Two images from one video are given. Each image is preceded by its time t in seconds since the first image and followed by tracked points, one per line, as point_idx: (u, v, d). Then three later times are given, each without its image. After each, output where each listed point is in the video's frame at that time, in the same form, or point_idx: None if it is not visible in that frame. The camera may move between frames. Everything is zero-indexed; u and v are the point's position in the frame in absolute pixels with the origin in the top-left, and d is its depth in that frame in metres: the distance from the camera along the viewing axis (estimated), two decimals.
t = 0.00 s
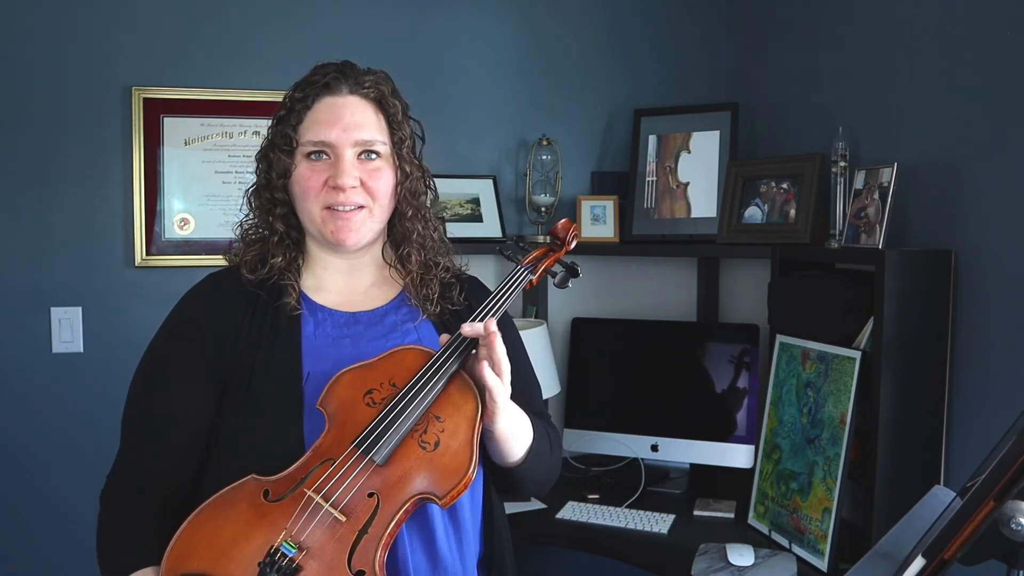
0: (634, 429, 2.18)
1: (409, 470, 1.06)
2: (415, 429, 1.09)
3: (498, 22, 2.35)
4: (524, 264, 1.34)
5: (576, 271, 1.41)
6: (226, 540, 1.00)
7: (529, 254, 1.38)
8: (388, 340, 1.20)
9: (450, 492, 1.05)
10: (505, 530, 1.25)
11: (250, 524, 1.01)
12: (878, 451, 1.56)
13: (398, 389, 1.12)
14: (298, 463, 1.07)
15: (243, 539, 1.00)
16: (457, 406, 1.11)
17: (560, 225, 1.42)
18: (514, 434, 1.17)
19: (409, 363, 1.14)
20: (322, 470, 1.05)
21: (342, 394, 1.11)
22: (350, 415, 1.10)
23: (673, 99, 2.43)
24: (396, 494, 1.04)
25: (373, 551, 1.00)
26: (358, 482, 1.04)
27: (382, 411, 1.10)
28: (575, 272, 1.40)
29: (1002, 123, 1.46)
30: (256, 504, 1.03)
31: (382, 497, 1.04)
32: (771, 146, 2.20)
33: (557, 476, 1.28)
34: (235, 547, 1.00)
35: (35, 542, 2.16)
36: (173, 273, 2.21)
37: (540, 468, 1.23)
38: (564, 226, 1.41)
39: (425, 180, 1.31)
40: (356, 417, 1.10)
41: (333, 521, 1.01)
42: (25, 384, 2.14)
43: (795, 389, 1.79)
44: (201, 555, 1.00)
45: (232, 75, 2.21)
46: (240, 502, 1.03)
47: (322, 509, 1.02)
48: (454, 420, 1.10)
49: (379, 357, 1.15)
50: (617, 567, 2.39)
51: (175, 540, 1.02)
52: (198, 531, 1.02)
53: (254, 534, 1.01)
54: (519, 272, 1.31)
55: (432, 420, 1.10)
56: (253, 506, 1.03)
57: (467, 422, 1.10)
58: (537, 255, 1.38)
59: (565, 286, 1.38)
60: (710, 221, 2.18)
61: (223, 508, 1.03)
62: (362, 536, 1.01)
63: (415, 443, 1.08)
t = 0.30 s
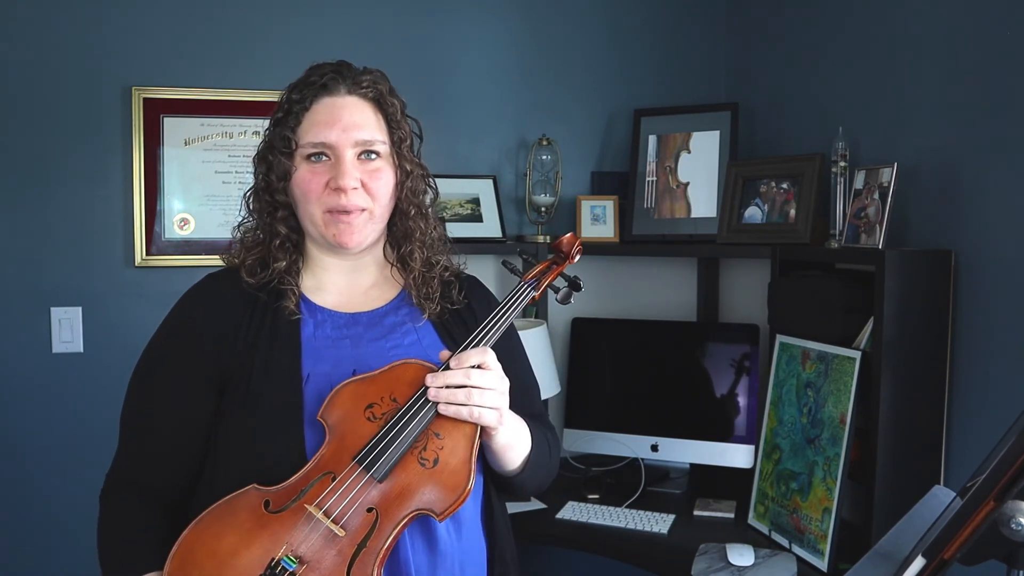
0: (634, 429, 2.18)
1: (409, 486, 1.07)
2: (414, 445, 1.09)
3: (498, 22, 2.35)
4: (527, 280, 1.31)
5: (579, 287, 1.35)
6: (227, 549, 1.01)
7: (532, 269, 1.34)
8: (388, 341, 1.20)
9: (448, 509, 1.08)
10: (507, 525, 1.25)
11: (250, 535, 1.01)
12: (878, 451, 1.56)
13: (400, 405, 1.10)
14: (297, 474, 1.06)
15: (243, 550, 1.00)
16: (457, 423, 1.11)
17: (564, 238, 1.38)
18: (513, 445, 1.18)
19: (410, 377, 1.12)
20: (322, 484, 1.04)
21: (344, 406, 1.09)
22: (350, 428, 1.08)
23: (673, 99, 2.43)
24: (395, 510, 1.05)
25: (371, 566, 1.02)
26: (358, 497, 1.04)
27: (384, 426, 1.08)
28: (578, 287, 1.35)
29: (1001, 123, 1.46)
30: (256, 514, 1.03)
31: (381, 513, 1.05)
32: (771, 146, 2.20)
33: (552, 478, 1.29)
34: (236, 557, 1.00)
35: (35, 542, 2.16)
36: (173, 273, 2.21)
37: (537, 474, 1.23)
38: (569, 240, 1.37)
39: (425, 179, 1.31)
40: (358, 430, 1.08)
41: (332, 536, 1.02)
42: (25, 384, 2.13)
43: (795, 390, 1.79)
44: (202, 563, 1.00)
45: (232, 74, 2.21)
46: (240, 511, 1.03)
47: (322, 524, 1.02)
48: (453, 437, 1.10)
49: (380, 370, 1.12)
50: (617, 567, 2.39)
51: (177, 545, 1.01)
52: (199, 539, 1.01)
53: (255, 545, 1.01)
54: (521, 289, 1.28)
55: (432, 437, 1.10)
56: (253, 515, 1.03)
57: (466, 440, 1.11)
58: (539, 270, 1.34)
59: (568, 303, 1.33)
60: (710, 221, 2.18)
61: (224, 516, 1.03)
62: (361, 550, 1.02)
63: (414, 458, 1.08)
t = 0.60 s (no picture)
0: (633, 429, 2.18)
1: (407, 485, 1.07)
2: (413, 444, 1.09)
3: (498, 22, 2.35)
4: (527, 280, 1.31)
5: (581, 286, 1.35)
6: (226, 548, 1.01)
7: (533, 268, 1.34)
8: (388, 342, 1.19)
9: (446, 509, 1.07)
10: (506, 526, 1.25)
11: (250, 533, 1.01)
12: (878, 451, 1.55)
13: (399, 405, 1.10)
14: (296, 472, 1.06)
15: (242, 548, 1.01)
16: (455, 423, 1.11)
17: (565, 237, 1.37)
18: (513, 445, 1.18)
19: (409, 377, 1.12)
20: (320, 483, 1.04)
21: (343, 405, 1.09)
22: (349, 427, 1.08)
23: (672, 99, 2.43)
24: (393, 509, 1.05)
25: (369, 566, 1.01)
26: (356, 497, 1.04)
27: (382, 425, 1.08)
28: (581, 286, 1.35)
29: (1002, 123, 1.45)
30: (255, 513, 1.03)
31: (379, 512, 1.04)
32: (771, 147, 2.20)
33: (553, 480, 1.29)
34: (235, 556, 1.00)
35: (35, 542, 2.16)
36: (173, 273, 2.21)
37: (537, 475, 1.23)
38: (570, 239, 1.37)
39: (425, 179, 1.31)
40: (356, 430, 1.08)
41: (330, 534, 1.02)
42: (24, 384, 2.13)
43: (795, 390, 1.79)
44: (202, 561, 1.01)
45: (231, 74, 2.21)
46: (240, 509, 1.03)
47: (320, 523, 1.02)
48: (452, 437, 1.10)
49: (379, 370, 1.12)
50: (617, 567, 2.39)
51: (177, 542, 1.02)
52: (199, 537, 1.02)
53: (254, 544, 1.01)
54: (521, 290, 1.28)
55: (431, 437, 1.09)
56: (253, 514, 1.03)
57: (465, 439, 1.10)
58: (540, 268, 1.34)
59: (570, 302, 1.33)
60: (710, 221, 2.18)
61: (224, 514, 1.03)
62: (358, 549, 1.02)
63: (413, 458, 1.08)
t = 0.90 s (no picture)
0: (633, 430, 2.18)
1: (401, 485, 1.06)
2: (407, 443, 1.08)
3: (498, 22, 2.35)
4: (522, 275, 1.30)
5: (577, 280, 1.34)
6: (221, 548, 1.01)
7: (528, 263, 1.33)
8: (383, 342, 1.19)
9: (440, 509, 1.06)
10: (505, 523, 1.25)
11: (244, 534, 1.02)
12: (878, 451, 1.55)
13: (392, 404, 1.09)
14: (291, 472, 1.06)
15: (237, 549, 1.01)
16: (449, 421, 1.10)
17: (561, 233, 1.37)
18: (510, 443, 1.17)
19: (403, 375, 1.11)
20: (314, 483, 1.04)
21: (337, 404, 1.09)
22: (343, 427, 1.08)
23: (673, 99, 2.43)
24: (387, 508, 1.05)
25: (363, 565, 1.01)
26: (349, 496, 1.04)
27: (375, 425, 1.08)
28: (576, 281, 1.34)
29: (1002, 124, 1.45)
30: (250, 513, 1.03)
31: (372, 512, 1.04)
32: (771, 147, 2.20)
33: (552, 479, 1.28)
34: (230, 556, 1.01)
35: (35, 542, 2.16)
36: (173, 273, 2.21)
37: (534, 476, 1.23)
38: (566, 235, 1.36)
39: (421, 178, 1.31)
40: (349, 429, 1.08)
41: (323, 534, 1.02)
42: (24, 384, 2.13)
43: (795, 390, 1.79)
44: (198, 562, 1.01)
45: (232, 75, 2.21)
46: (236, 510, 1.03)
47: (314, 523, 1.02)
48: (446, 435, 1.09)
49: (374, 368, 1.12)
50: (616, 567, 2.39)
51: (175, 543, 1.03)
52: (195, 539, 1.02)
53: (249, 544, 1.01)
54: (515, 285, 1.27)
55: (424, 435, 1.09)
56: (248, 514, 1.03)
57: (458, 439, 1.09)
58: (535, 264, 1.33)
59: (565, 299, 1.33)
60: (710, 221, 2.18)
61: (219, 515, 1.03)
62: (352, 549, 1.02)
63: (406, 457, 1.07)
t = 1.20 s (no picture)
0: (634, 429, 2.18)
1: (402, 473, 1.05)
2: (405, 431, 1.08)
3: (498, 22, 2.35)
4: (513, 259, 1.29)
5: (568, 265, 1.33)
6: (224, 546, 1.01)
7: (518, 249, 1.32)
8: (376, 340, 1.19)
9: (442, 494, 1.05)
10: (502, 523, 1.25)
11: (247, 530, 1.02)
12: (878, 451, 1.55)
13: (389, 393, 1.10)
14: (291, 467, 1.07)
15: (240, 545, 1.01)
16: (446, 407, 1.09)
17: (548, 218, 1.36)
18: (509, 431, 1.17)
19: (399, 363, 1.12)
20: (314, 475, 1.04)
21: (334, 397, 1.10)
22: (340, 418, 1.08)
23: (673, 99, 2.43)
24: (388, 497, 1.04)
25: (367, 555, 1.01)
26: (350, 486, 1.04)
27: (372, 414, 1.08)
28: (567, 265, 1.33)
29: (1002, 125, 1.45)
30: (251, 510, 1.03)
31: (374, 501, 1.04)
32: (771, 147, 2.20)
33: (551, 477, 1.28)
34: (233, 553, 1.01)
35: (35, 543, 2.16)
36: (174, 273, 2.21)
37: (533, 468, 1.22)
38: (554, 219, 1.35)
39: (412, 176, 1.31)
40: (347, 421, 1.08)
41: (326, 526, 1.02)
42: (25, 384, 2.13)
43: (795, 390, 1.79)
44: (202, 560, 1.01)
45: (232, 75, 2.21)
46: (236, 508, 1.04)
47: (315, 515, 1.02)
48: (444, 421, 1.08)
49: (368, 359, 1.12)
50: (617, 568, 2.39)
51: (177, 543, 1.03)
52: (198, 538, 1.02)
53: (251, 541, 1.01)
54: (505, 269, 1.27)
55: (423, 422, 1.08)
56: (248, 511, 1.03)
57: (457, 422, 1.08)
58: (527, 250, 1.32)
59: (556, 281, 1.32)
60: (710, 221, 2.18)
61: (221, 513, 1.04)
62: (356, 538, 1.01)
63: (406, 445, 1.07)
